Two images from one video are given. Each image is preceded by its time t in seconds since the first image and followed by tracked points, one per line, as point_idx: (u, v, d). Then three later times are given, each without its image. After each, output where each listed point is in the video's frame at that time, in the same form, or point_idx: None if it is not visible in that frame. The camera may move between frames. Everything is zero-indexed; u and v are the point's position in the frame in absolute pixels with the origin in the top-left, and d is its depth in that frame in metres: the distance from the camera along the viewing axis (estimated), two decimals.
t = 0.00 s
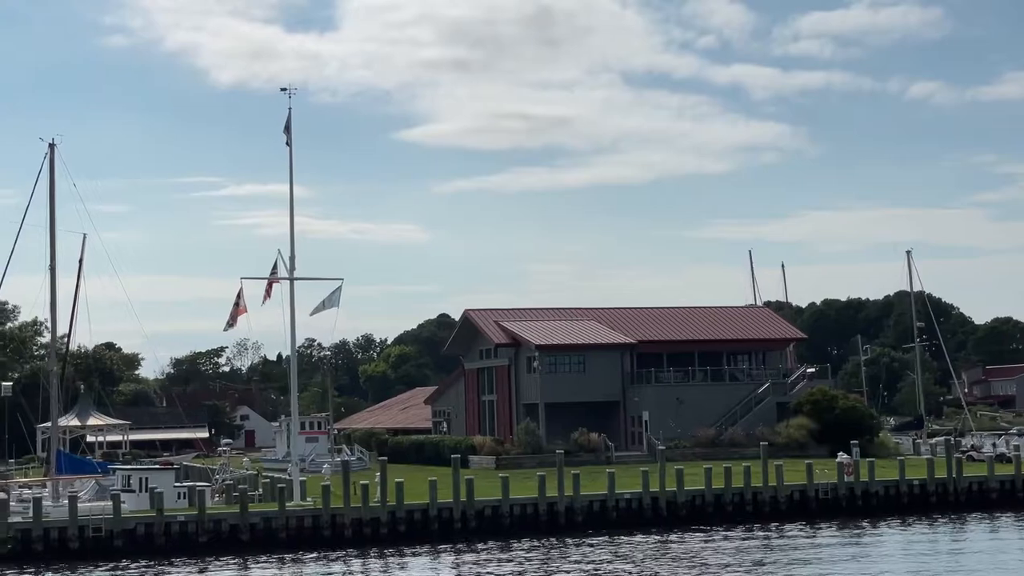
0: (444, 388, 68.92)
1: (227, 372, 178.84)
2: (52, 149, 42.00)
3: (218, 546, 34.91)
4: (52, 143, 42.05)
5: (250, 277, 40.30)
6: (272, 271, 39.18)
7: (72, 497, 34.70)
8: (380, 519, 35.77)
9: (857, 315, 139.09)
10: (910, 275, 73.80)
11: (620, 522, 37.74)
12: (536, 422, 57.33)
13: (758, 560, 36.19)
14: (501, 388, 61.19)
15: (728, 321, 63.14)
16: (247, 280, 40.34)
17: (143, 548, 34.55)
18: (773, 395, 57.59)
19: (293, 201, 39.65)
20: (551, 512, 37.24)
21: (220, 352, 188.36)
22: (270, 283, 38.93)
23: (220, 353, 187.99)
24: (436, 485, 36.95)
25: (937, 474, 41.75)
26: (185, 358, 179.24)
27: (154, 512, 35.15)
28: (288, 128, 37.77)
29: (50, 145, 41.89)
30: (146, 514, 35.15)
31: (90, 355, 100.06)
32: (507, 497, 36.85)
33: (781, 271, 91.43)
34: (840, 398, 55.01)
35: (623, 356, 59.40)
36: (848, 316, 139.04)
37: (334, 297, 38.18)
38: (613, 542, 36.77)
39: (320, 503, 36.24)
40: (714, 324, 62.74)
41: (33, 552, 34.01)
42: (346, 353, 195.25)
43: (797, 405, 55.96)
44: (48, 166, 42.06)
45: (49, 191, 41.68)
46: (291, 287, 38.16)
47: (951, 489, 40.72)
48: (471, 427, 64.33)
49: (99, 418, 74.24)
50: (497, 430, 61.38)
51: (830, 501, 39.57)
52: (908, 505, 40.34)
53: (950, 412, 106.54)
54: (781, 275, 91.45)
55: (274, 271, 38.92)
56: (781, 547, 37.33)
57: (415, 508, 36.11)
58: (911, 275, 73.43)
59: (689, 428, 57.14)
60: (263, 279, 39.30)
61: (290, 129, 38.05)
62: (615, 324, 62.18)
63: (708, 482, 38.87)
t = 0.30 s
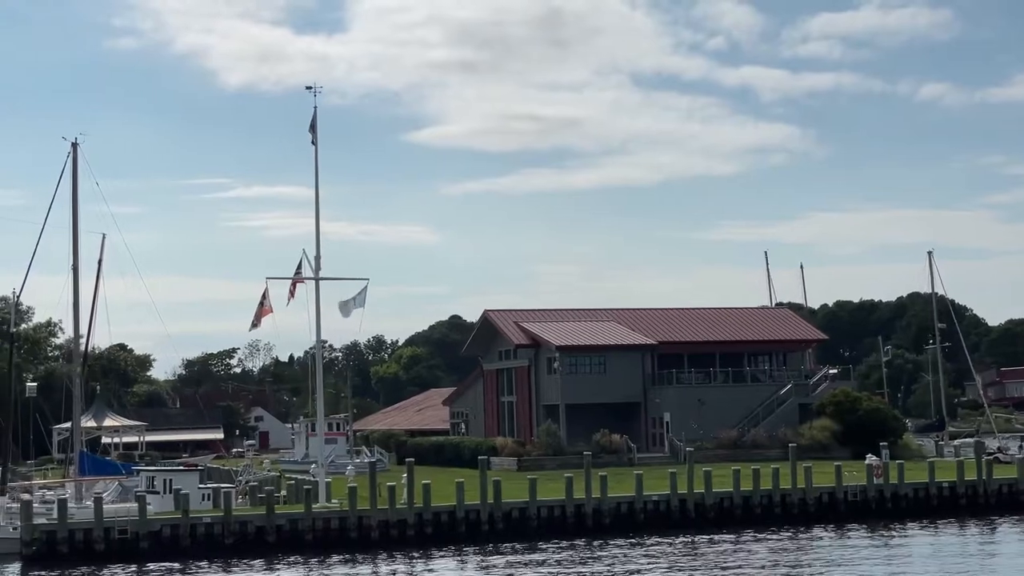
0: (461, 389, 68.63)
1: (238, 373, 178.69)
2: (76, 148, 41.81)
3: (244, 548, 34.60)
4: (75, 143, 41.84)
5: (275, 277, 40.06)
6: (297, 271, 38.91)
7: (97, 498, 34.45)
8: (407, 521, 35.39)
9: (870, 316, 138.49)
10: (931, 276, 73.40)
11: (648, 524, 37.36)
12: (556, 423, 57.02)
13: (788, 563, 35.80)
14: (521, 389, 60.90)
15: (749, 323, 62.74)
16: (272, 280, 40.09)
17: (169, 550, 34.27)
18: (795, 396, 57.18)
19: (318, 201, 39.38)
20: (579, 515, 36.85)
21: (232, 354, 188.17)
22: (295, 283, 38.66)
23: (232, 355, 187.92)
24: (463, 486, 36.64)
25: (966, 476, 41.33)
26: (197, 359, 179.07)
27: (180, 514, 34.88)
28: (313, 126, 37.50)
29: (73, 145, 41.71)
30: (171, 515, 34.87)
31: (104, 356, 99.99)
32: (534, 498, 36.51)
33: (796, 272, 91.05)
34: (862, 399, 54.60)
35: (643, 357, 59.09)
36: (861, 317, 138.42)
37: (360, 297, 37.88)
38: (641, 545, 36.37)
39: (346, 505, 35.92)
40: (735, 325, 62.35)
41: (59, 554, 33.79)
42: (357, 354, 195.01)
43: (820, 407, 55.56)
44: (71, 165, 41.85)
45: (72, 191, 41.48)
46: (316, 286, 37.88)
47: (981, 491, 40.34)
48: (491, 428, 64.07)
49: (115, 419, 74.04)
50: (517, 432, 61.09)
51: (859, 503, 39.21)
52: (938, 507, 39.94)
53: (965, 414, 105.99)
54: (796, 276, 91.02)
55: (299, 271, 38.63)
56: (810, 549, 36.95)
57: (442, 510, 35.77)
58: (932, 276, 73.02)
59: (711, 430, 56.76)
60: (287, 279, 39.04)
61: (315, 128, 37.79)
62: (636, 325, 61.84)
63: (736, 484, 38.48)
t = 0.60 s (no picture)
0: (480, 391, 68.28)
1: (250, 375, 178.35)
2: (100, 148, 41.55)
3: (271, 551, 34.31)
4: (99, 143, 41.58)
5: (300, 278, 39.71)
6: (322, 271, 38.57)
7: (123, 500, 34.19)
8: (435, 523, 35.05)
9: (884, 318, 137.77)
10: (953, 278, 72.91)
11: (677, 527, 36.98)
12: (578, 425, 56.67)
13: (820, 566, 35.40)
14: (542, 390, 60.60)
15: (771, 324, 62.33)
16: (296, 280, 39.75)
17: (196, 552, 33.98)
18: (819, 398, 56.74)
19: (343, 201, 39.06)
20: (607, 517, 36.53)
21: (244, 356, 187.86)
22: (321, 284, 38.33)
23: (244, 357, 187.70)
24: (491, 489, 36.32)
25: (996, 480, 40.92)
26: (209, 361, 178.74)
27: (207, 516, 34.61)
28: (339, 126, 37.19)
29: (97, 145, 41.43)
30: (197, 518, 34.61)
31: (120, 358, 99.84)
32: (562, 501, 36.20)
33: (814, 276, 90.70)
34: (887, 402, 54.17)
35: (665, 359, 58.75)
36: (875, 319, 137.64)
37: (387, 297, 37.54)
38: (670, 548, 35.99)
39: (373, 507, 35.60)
40: (757, 327, 61.95)
41: (84, 556, 33.51)
42: (368, 356, 194.60)
43: (844, 409, 55.15)
44: (95, 165, 41.59)
45: (96, 190, 41.21)
46: (342, 287, 37.55)
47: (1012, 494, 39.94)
48: (511, 430, 63.76)
49: (131, 421, 73.76)
50: (537, 434, 60.75)
51: (889, 506, 38.83)
52: (969, 510, 39.53)
53: (982, 417, 105.35)
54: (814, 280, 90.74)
55: (325, 271, 38.31)
56: (842, 552, 36.56)
57: (470, 513, 35.45)
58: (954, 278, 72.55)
59: (733, 432, 56.38)
60: (313, 279, 38.71)
61: (341, 128, 37.48)
62: (657, 327, 61.45)
63: (765, 487, 38.10)
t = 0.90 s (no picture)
0: (499, 393, 67.97)
1: (262, 377, 178.03)
2: (123, 147, 41.32)
3: (297, 554, 33.98)
4: (123, 143, 41.36)
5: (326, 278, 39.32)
6: (348, 272, 38.23)
7: (149, 502, 33.92)
8: (462, 526, 34.74)
9: (896, 321, 137.13)
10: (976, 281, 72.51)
11: (706, 531, 36.61)
12: (599, 428, 56.36)
13: (851, 569, 35.02)
14: (562, 392, 60.29)
15: (793, 327, 61.91)
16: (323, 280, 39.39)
17: (222, 555, 33.71)
18: (842, 400, 56.36)
19: (370, 201, 38.73)
20: (635, 521, 36.21)
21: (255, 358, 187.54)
22: (347, 285, 37.98)
23: (256, 359, 187.40)
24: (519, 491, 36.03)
25: None
26: (221, 362, 178.44)
27: (233, 518, 34.34)
28: (366, 125, 36.92)
29: (121, 144, 41.21)
30: (224, 520, 34.33)
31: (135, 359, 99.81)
32: (590, 504, 35.91)
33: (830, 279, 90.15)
34: (911, 404, 53.79)
35: (686, 361, 58.42)
36: (888, 322, 136.96)
37: (413, 298, 37.18)
38: (700, 552, 35.64)
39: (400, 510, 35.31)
40: (779, 329, 61.57)
41: (110, 558, 33.27)
42: (380, 359, 194.22)
43: (867, 412, 54.77)
44: (119, 165, 41.36)
45: (121, 190, 41.00)
46: (369, 288, 37.24)
47: None
48: (530, 432, 63.45)
49: (148, 422, 73.57)
50: (558, 436, 60.44)
51: (920, 510, 38.44)
52: (999, 515, 39.12)
53: (997, 421, 104.71)
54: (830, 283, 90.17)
55: (350, 271, 38.04)
56: (873, 556, 36.18)
57: (498, 516, 35.14)
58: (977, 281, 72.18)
59: (756, 435, 56.03)
60: (339, 280, 38.35)
61: (369, 127, 37.16)
62: (678, 329, 61.09)
63: (795, 491, 37.72)
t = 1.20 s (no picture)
0: (519, 395, 67.65)
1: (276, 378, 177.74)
2: (148, 146, 41.09)
3: (325, 555, 33.70)
4: (148, 141, 41.14)
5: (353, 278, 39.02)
6: (375, 272, 37.91)
7: (177, 503, 33.64)
8: (492, 528, 34.46)
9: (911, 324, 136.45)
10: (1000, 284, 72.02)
11: (737, 534, 36.25)
12: (621, 429, 56.03)
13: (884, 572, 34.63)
14: (583, 394, 59.97)
15: (816, 329, 61.48)
16: (350, 280, 39.08)
17: (251, 557, 33.42)
18: (866, 403, 55.97)
19: (399, 200, 38.44)
20: (666, 524, 35.86)
21: (268, 360, 187.29)
22: (375, 284, 37.65)
23: (268, 361, 187.15)
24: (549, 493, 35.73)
25: None
26: (235, 364, 178.19)
27: (261, 520, 34.04)
28: (394, 124, 36.66)
29: (147, 143, 40.99)
30: (251, 522, 34.01)
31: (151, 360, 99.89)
32: (620, 506, 35.57)
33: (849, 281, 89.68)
34: (937, 407, 53.43)
35: (709, 363, 58.08)
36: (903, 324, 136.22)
37: (441, 299, 36.86)
38: (731, 556, 35.29)
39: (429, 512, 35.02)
40: (802, 331, 61.15)
41: (138, 560, 33.03)
42: (392, 361, 193.86)
43: (892, 415, 54.39)
44: (145, 164, 41.17)
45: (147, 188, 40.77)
46: (397, 288, 36.94)
47: None
48: (551, 433, 63.13)
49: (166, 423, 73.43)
50: (579, 438, 60.12)
51: (952, 514, 38.04)
52: None
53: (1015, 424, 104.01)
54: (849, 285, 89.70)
55: (377, 272, 37.77)
56: (905, 560, 35.79)
57: (527, 518, 34.83)
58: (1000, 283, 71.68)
59: (780, 437, 55.65)
60: (366, 280, 38.03)
61: (397, 126, 36.86)
62: (700, 331, 60.72)
63: (826, 493, 37.36)
